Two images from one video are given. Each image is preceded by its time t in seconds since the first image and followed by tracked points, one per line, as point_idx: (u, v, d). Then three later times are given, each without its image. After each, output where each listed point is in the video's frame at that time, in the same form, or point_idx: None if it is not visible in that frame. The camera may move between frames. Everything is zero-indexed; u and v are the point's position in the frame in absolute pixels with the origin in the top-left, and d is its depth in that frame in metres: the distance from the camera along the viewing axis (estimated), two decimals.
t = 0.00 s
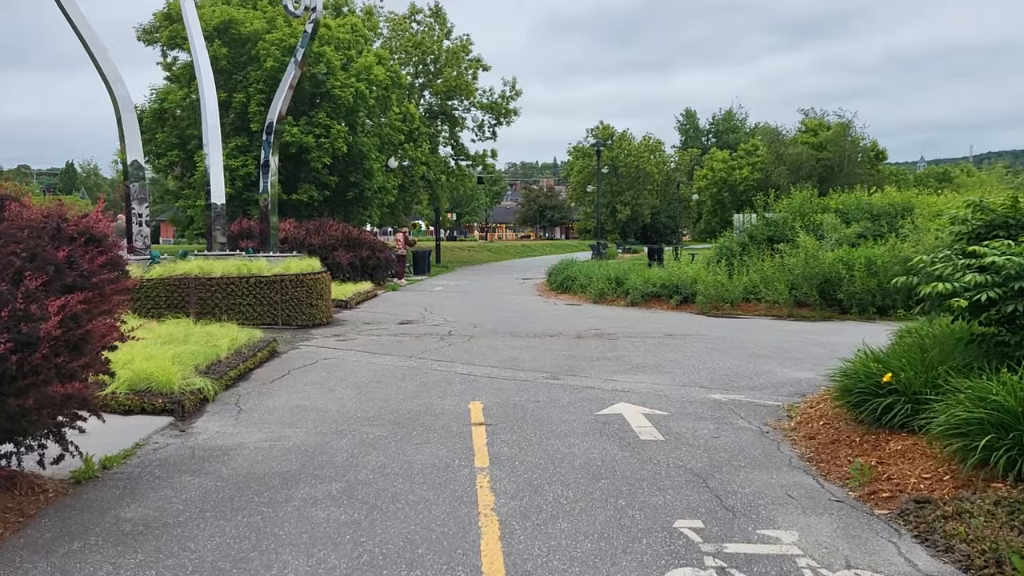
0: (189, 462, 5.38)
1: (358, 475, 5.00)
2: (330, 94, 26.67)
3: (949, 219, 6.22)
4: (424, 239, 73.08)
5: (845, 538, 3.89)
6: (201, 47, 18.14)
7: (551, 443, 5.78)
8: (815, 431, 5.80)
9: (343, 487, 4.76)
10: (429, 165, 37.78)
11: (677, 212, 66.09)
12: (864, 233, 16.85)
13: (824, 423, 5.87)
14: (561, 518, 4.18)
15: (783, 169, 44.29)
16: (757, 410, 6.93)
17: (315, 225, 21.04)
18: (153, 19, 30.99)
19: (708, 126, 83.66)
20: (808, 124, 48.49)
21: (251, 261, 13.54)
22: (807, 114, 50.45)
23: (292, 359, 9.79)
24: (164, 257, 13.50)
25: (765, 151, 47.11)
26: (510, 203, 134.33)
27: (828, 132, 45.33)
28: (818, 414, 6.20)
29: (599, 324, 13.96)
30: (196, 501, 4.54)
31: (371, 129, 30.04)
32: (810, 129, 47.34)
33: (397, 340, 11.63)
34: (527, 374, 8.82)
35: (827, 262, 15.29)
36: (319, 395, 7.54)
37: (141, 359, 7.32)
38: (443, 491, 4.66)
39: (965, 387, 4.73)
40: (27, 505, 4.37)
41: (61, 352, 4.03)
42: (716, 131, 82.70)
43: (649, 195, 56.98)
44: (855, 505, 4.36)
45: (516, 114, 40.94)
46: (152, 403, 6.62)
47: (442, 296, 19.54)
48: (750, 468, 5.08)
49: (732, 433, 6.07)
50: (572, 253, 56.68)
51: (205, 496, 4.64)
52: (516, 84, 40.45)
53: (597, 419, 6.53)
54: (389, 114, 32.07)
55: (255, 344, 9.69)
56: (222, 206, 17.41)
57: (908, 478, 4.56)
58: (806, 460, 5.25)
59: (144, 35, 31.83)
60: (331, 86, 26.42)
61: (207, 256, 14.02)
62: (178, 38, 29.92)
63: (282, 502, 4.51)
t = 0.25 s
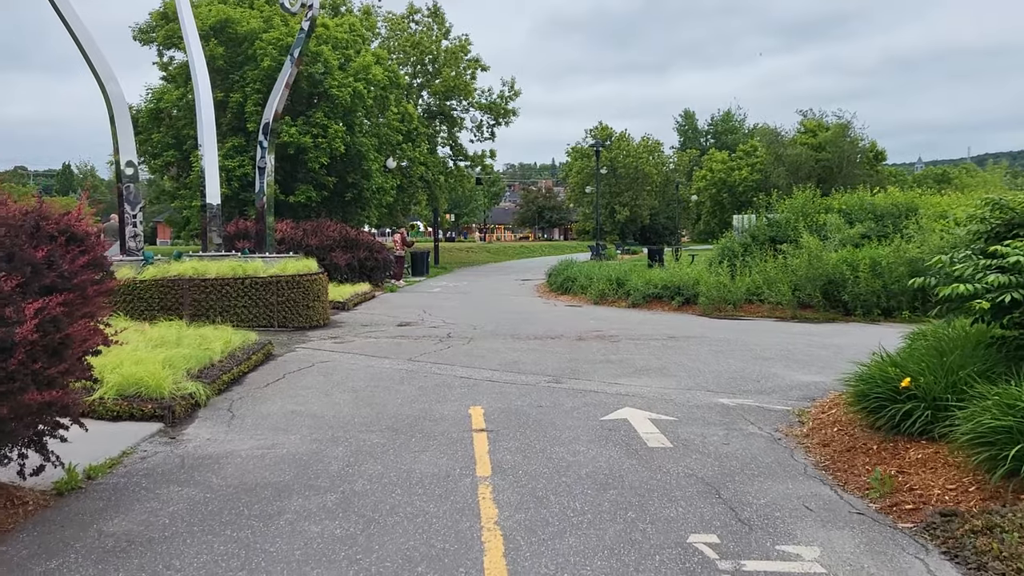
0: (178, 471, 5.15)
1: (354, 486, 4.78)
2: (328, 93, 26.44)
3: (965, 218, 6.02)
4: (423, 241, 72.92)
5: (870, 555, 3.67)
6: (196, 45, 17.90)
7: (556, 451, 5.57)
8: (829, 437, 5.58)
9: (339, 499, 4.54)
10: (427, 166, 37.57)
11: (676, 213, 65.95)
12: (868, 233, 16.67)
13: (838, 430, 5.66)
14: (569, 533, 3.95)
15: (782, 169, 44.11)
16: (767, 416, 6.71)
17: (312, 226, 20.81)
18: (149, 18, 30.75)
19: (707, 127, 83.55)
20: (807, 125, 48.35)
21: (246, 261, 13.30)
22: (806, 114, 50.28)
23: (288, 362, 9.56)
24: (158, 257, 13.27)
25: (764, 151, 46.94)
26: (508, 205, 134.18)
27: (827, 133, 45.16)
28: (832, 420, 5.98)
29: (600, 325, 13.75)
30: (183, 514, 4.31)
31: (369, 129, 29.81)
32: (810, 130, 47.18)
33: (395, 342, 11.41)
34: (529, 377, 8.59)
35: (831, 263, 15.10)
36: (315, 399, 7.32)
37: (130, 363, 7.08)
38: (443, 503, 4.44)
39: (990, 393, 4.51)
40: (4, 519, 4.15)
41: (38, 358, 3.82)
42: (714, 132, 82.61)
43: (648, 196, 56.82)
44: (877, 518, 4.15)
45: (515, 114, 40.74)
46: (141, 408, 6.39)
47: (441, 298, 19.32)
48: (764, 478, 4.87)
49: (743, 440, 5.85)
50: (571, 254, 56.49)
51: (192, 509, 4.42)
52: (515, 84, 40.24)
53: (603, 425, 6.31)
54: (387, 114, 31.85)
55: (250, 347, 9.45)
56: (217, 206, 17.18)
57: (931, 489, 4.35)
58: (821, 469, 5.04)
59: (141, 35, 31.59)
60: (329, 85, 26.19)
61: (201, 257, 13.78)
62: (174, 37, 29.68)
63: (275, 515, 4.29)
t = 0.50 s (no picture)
0: (166, 486, 4.91)
1: (350, 504, 4.55)
2: (326, 93, 26.20)
3: (985, 221, 5.81)
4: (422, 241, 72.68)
5: None
6: (192, 44, 17.67)
7: (562, 464, 5.33)
8: (846, 449, 5.36)
9: (335, 518, 4.30)
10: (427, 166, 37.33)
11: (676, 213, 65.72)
12: (874, 234, 16.46)
13: (855, 441, 5.44)
14: (578, 557, 3.72)
15: (783, 170, 43.86)
16: (780, 425, 6.47)
17: (310, 227, 20.56)
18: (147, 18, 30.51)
19: (707, 127, 83.37)
20: (808, 124, 48.12)
21: (242, 264, 13.06)
22: (806, 114, 50.08)
23: (284, 368, 9.32)
24: (153, 259, 13.04)
25: (764, 151, 46.71)
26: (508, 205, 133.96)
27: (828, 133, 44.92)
28: (848, 430, 5.76)
29: (603, 329, 13.50)
30: (168, 536, 4.07)
31: (368, 129, 29.57)
32: (810, 130, 46.95)
33: (394, 346, 11.17)
34: (532, 384, 8.35)
35: (837, 265, 14.88)
36: (311, 408, 7.07)
37: (120, 371, 6.85)
38: (444, 523, 4.21)
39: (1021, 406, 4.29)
40: None
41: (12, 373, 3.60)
42: (714, 132, 82.43)
43: (648, 196, 56.60)
44: (905, 538, 3.92)
45: (515, 114, 40.51)
46: (129, 419, 6.15)
47: (441, 300, 19.07)
48: (781, 494, 4.63)
49: (756, 451, 5.61)
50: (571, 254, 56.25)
51: (179, 530, 4.17)
52: (515, 84, 40.00)
53: (610, 436, 6.07)
54: (387, 114, 31.62)
55: (246, 352, 9.22)
56: (214, 207, 16.93)
57: (960, 506, 4.13)
58: (841, 483, 4.82)
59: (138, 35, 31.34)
60: (327, 85, 25.96)
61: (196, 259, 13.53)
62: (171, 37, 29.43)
63: (266, 537, 4.05)
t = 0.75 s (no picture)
0: (153, 495, 4.69)
1: (345, 512, 4.33)
2: (326, 91, 25.96)
3: (1004, 216, 5.61)
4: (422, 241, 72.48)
5: None
6: (188, 41, 17.42)
7: (566, 471, 5.11)
8: (862, 455, 5.15)
9: (328, 529, 4.08)
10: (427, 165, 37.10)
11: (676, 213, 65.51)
12: (880, 233, 16.26)
13: (872, 447, 5.23)
14: (587, 571, 3.50)
15: (784, 169, 43.60)
16: (791, 429, 6.25)
17: (309, 226, 20.35)
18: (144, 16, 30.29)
19: (708, 126, 83.21)
20: (809, 123, 47.90)
21: (239, 263, 12.85)
22: (807, 113, 49.87)
23: (280, 369, 9.10)
24: (148, 258, 12.82)
25: (765, 150, 46.48)
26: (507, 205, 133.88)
27: (829, 132, 44.67)
28: (864, 435, 5.54)
29: (606, 329, 13.27)
30: (151, 548, 3.84)
31: (368, 128, 29.35)
32: (811, 129, 46.71)
33: (392, 347, 10.96)
34: (533, 386, 8.13)
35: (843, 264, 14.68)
36: (307, 411, 6.86)
37: (109, 373, 6.63)
38: (444, 533, 3.99)
39: None
40: None
41: None
42: (715, 132, 82.26)
43: (648, 196, 56.38)
44: (931, 550, 3.71)
45: (515, 113, 40.28)
46: (118, 422, 5.94)
47: (441, 300, 18.84)
48: (798, 502, 4.41)
49: (769, 457, 5.38)
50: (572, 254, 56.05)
51: (160, 542, 3.94)
52: (515, 83, 39.77)
53: (616, 440, 5.85)
54: (386, 113, 31.41)
55: (242, 353, 9.02)
56: (211, 206, 16.71)
57: (988, 516, 3.91)
58: (858, 491, 4.61)
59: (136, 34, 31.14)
60: (326, 83, 25.72)
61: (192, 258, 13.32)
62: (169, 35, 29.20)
63: (256, 549, 3.83)
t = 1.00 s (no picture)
0: (138, 512, 4.45)
1: (340, 533, 4.10)
2: (327, 92, 25.75)
3: None
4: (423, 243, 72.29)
5: None
6: (186, 41, 17.21)
7: (572, 487, 4.87)
8: (884, 474, 4.93)
9: (321, 552, 3.85)
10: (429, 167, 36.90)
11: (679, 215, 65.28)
12: (889, 236, 16.05)
13: (894, 465, 5.01)
14: None
15: (787, 170, 43.33)
16: (806, 441, 6.01)
17: (310, 227, 20.13)
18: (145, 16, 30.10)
19: (710, 128, 82.97)
20: (813, 125, 47.64)
21: (237, 266, 12.63)
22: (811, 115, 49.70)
23: (277, 375, 8.87)
24: (145, 261, 12.61)
25: (769, 152, 46.29)
26: (509, 206, 133.71)
27: (833, 133, 44.40)
28: (885, 451, 5.33)
29: (609, 333, 13.03)
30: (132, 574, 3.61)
31: (370, 129, 29.13)
32: (815, 130, 46.46)
33: (392, 351, 10.73)
34: (537, 394, 7.88)
35: (852, 267, 14.45)
36: (303, 421, 6.62)
37: (98, 381, 6.39)
38: (444, 557, 3.76)
39: None
40: None
41: None
42: (717, 133, 82.01)
43: (651, 197, 56.15)
44: None
45: (517, 114, 40.06)
46: (106, 433, 5.70)
47: (443, 302, 18.61)
48: (819, 524, 4.17)
49: (785, 472, 5.13)
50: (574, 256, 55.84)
51: (142, 567, 3.71)
52: (517, 84, 39.55)
53: (624, 454, 5.61)
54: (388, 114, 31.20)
55: (238, 358, 8.80)
56: (209, 207, 16.48)
57: None
58: (883, 512, 4.38)
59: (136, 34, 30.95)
60: (328, 84, 25.51)
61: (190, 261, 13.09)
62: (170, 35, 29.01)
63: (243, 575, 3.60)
